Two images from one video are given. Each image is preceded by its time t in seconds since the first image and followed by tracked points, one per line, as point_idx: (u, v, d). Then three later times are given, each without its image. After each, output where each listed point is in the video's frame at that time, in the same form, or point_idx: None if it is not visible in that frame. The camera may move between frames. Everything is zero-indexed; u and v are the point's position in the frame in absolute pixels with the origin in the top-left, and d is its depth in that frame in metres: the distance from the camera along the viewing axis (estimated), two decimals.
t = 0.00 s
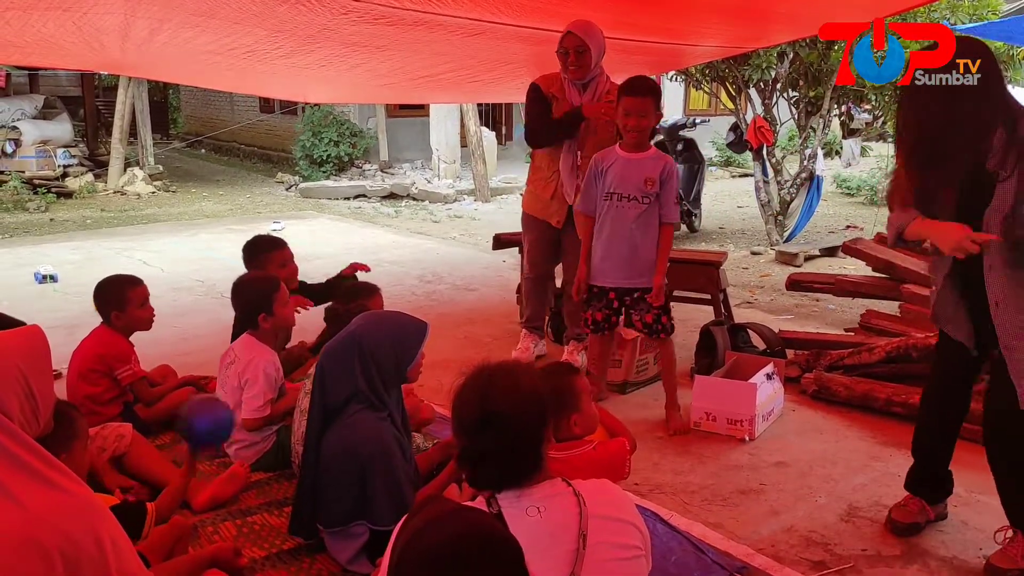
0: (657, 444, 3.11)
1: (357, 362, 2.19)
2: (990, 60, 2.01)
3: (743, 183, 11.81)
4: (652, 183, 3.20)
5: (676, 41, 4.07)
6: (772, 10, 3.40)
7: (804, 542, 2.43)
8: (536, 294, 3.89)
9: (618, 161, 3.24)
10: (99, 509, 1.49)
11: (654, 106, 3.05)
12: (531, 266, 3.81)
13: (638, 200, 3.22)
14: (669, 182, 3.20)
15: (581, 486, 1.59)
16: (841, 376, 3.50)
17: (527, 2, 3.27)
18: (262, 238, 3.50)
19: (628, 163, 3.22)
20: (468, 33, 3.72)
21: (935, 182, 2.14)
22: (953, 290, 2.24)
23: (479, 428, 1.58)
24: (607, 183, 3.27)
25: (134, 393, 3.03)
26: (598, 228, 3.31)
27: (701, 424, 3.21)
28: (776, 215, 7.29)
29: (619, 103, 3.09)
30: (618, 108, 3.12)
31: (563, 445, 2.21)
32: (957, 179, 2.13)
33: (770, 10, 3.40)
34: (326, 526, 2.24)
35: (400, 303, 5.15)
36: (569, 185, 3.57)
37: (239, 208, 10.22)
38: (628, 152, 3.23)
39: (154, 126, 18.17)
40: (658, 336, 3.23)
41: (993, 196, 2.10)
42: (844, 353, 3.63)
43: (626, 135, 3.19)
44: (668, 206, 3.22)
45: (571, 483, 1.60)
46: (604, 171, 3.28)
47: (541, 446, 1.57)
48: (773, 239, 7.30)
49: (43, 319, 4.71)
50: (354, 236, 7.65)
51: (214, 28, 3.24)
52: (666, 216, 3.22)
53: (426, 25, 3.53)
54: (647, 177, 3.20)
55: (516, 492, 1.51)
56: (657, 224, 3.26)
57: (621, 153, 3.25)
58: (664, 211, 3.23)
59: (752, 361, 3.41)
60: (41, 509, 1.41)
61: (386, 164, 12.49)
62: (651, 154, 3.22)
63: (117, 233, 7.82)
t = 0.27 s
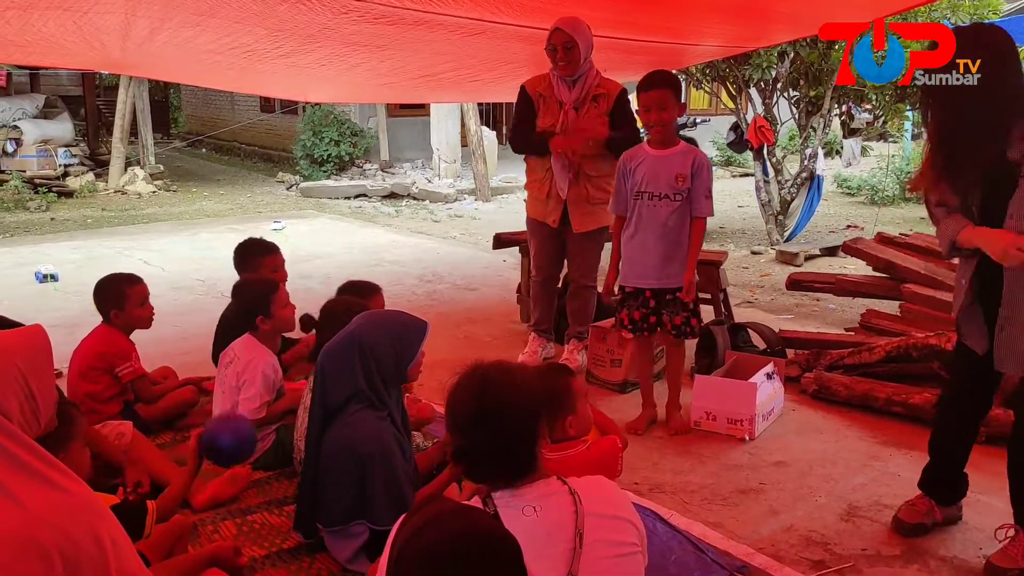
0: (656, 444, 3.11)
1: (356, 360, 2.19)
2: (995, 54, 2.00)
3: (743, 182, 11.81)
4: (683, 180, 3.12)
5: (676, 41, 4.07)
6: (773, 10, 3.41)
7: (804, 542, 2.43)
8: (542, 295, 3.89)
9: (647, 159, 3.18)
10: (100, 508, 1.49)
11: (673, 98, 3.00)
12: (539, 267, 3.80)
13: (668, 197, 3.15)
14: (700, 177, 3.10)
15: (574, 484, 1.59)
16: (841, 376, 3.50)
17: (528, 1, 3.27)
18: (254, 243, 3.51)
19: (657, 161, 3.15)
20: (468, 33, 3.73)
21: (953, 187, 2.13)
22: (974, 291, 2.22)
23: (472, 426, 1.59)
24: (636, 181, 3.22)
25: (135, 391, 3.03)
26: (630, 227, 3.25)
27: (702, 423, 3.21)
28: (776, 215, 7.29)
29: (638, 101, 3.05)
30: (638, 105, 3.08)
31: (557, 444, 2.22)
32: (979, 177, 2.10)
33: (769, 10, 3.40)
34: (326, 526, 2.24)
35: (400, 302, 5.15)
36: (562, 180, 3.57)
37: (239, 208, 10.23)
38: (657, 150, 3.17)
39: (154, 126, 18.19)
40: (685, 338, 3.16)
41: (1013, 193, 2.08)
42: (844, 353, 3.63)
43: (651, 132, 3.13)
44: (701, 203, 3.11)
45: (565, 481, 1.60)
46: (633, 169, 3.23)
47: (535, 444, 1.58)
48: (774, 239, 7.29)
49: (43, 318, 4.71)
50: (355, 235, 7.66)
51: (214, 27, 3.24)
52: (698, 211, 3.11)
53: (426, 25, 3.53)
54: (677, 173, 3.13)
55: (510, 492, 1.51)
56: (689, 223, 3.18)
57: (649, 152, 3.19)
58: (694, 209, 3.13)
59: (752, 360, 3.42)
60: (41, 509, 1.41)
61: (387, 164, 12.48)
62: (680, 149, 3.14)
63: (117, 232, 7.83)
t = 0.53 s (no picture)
0: (656, 443, 3.12)
1: (356, 359, 2.19)
2: (999, 51, 1.94)
3: (743, 182, 11.81)
4: (692, 181, 3.06)
5: (676, 40, 4.08)
6: (773, 9, 3.41)
7: (804, 541, 2.43)
8: (543, 294, 3.89)
9: (658, 160, 3.14)
10: (102, 508, 1.49)
11: (677, 102, 2.96)
12: (540, 266, 3.81)
13: (677, 199, 3.10)
14: (710, 178, 3.03)
15: (570, 485, 1.59)
16: (841, 375, 3.50)
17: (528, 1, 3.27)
18: (239, 233, 3.51)
19: (667, 161, 3.11)
20: (468, 32, 3.73)
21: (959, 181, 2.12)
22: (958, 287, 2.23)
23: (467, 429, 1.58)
24: (646, 182, 3.18)
25: (136, 388, 3.03)
26: (640, 229, 3.22)
27: (703, 422, 3.21)
28: (776, 214, 7.30)
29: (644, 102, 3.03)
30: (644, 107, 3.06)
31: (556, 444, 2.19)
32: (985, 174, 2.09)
33: (768, 9, 3.41)
34: (325, 526, 2.24)
35: (401, 301, 5.16)
36: (553, 181, 3.58)
37: (239, 207, 10.23)
38: (667, 150, 3.13)
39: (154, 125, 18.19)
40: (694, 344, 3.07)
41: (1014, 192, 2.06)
42: (844, 352, 3.63)
43: (660, 133, 3.09)
44: (713, 205, 3.04)
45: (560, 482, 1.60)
46: (643, 171, 3.20)
47: (532, 443, 1.58)
48: (774, 238, 7.29)
49: (44, 317, 4.72)
50: (355, 234, 7.66)
51: (215, 27, 3.25)
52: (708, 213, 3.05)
53: (426, 24, 3.53)
54: (687, 174, 3.06)
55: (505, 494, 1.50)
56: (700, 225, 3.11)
57: (660, 153, 3.15)
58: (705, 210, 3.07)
59: (753, 359, 3.42)
60: (42, 509, 1.41)
61: (386, 163, 12.48)
62: (690, 149, 3.09)
63: (117, 231, 7.83)
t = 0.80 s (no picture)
0: (656, 440, 3.12)
1: (355, 356, 2.19)
2: (999, 50, 2.00)
3: (743, 180, 11.80)
4: (696, 183, 3.03)
5: (676, 38, 4.08)
6: (773, 7, 3.41)
7: (804, 538, 2.43)
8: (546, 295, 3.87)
9: (668, 160, 3.12)
10: (101, 506, 1.49)
11: (684, 100, 2.92)
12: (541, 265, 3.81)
13: (685, 200, 3.07)
14: (715, 179, 2.99)
15: (569, 483, 1.59)
16: (841, 372, 3.50)
17: None
18: (230, 236, 3.50)
19: (677, 162, 3.08)
20: (467, 30, 3.73)
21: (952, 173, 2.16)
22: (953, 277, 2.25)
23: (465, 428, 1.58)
24: (657, 182, 3.17)
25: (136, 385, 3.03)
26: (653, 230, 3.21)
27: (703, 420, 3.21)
28: (776, 212, 7.30)
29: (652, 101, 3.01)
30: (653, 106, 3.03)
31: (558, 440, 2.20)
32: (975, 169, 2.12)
33: (768, 7, 3.41)
34: (324, 524, 2.24)
35: (401, 299, 5.16)
36: (558, 184, 3.59)
37: (239, 205, 10.23)
38: (677, 150, 3.10)
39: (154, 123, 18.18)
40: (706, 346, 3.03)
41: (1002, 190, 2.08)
42: (843, 349, 3.63)
43: (668, 132, 3.06)
44: (719, 206, 2.99)
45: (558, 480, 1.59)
46: (656, 171, 3.19)
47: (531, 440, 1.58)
48: (774, 236, 7.28)
49: (44, 315, 4.72)
50: (355, 232, 7.66)
51: (214, 25, 3.24)
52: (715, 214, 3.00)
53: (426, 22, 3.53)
54: (692, 175, 3.03)
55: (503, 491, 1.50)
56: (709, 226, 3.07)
57: (671, 153, 3.12)
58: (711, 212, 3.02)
59: (752, 357, 3.42)
60: (41, 507, 1.41)
61: (386, 161, 12.47)
62: (700, 149, 3.05)
63: (117, 229, 7.82)
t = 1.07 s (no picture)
0: (656, 439, 3.11)
1: (354, 354, 2.19)
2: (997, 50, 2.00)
3: (743, 178, 11.80)
4: (685, 181, 3.05)
5: (676, 36, 4.07)
6: (773, 5, 3.40)
7: (804, 537, 2.43)
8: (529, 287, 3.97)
9: (660, 159, 3.15)
10: (101, 504, 1.49)
11: (668, 97, 2.95)
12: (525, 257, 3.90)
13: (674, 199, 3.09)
14: (703, 178, 3.00)
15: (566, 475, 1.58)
16: (842, 371, 3.50)
17: None
18: (234, 231, 3.50)
19: (667, 161, 3.10)
20: (467, 29, 3.72)
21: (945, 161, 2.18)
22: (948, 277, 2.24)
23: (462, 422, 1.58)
24: (650, 181, 3.19)
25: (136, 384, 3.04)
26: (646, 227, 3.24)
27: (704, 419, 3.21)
28: (776, 211, 7.29)
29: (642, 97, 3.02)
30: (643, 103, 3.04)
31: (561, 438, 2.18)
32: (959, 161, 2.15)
33: (768, 5, 3.40)
34: (324, 523, 2.24)
35: (401, 297, 5.16)
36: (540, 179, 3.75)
37: (239, 204, 10.22)
38: (668, 150, 3.12)
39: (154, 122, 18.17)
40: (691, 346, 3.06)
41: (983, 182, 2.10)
42: (844, 348, 3.62)
43: (656, 130, 3.08)
44: (707, 205, 3.01)
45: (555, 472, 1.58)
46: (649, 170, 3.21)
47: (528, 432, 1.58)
48: (774, 235, 7.26)
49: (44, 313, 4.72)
50: (355, 231, 7.66)
51: (214, 23, 3.24)
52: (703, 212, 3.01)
53: (426, 20, 3.52)
54: (681, 174, 3.05)
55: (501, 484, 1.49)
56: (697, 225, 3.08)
57: (663, 152, 3.14)
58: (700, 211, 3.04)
59: (752, 355, 3.42)
60: (42, 505, 1.40)
61: (386, 160, 12.47)
62: (689, 147, 3.06)
63: (117, 228, 7.82)
